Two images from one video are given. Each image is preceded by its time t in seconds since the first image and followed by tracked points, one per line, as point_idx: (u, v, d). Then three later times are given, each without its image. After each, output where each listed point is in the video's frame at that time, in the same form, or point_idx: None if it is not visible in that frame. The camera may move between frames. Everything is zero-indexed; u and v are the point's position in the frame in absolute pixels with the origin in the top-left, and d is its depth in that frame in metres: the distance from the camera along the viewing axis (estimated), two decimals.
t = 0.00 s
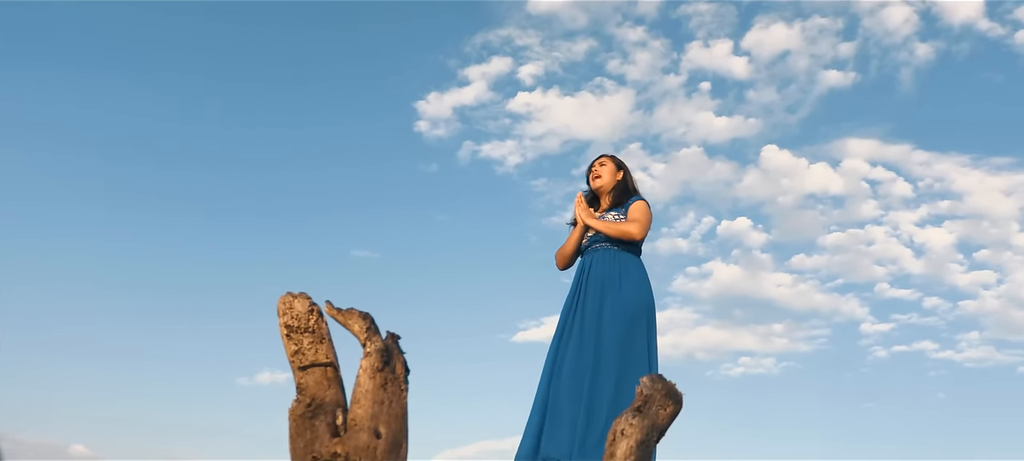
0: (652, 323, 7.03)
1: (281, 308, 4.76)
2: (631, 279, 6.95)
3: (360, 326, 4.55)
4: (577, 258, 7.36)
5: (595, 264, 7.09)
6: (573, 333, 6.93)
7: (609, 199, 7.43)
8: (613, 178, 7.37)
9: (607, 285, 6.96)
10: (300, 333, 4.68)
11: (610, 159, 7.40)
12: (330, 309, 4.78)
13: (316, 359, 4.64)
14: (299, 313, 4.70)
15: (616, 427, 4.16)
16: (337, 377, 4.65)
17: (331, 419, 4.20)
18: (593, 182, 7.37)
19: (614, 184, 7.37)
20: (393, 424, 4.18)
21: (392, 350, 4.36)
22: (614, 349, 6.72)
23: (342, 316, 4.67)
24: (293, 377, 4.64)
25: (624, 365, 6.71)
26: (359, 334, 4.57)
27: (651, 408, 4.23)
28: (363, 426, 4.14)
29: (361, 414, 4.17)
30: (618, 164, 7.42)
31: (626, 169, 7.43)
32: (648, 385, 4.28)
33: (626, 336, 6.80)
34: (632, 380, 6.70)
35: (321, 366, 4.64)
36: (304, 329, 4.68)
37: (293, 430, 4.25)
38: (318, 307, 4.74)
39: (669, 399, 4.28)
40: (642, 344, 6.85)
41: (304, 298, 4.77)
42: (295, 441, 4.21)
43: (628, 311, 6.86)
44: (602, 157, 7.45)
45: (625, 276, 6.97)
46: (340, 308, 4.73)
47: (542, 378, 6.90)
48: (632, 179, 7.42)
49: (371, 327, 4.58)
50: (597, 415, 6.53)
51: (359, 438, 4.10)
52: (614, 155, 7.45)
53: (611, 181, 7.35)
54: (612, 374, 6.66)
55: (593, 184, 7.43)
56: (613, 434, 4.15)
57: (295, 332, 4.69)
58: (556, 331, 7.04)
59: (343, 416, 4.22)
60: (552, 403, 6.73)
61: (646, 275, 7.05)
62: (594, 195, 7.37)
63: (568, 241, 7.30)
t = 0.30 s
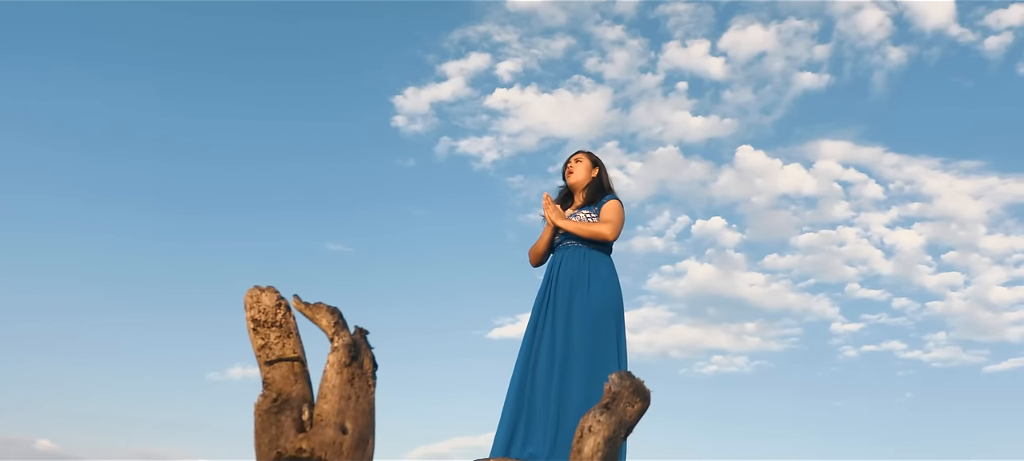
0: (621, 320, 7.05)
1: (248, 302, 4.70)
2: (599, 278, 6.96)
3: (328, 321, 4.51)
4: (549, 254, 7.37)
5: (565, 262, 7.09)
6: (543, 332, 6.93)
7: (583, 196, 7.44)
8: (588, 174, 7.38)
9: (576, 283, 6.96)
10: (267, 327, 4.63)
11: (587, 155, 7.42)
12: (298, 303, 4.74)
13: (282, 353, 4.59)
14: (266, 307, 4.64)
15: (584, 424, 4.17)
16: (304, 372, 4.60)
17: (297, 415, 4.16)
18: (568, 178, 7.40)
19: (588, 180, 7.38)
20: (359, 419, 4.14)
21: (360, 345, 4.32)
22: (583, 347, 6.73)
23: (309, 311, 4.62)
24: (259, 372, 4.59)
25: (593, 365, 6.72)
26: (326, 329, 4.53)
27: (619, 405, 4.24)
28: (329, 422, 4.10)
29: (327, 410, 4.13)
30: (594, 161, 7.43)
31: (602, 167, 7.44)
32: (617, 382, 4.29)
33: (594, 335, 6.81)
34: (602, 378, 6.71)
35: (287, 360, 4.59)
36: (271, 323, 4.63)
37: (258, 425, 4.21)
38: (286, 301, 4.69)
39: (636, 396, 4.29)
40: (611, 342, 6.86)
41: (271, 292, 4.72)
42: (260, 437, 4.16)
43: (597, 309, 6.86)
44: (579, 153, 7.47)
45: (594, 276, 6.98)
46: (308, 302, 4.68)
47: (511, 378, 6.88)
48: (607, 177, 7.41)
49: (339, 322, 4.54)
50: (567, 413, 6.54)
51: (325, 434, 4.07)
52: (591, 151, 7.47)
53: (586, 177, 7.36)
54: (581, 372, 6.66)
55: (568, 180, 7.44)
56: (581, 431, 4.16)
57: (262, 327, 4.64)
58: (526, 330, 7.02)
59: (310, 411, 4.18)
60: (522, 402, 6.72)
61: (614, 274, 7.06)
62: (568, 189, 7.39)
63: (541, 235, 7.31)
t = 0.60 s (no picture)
0: (597, 315, 7.07)
1: (228, 296, 4.67)
2: (574, 272, 6.97)
3: (308, 316, 4.49)
4: (526, 250, 7.39)
5: (540, 257, 7.10)
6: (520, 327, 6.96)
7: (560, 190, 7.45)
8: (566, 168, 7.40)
9: (552, 278, 6.98)
10: (247, 322, 4.61)
11: (566, 149, 7.45)
12: (279, 298, 4.71)
13: (263, 348, 4.56)
14: (247, 302, 4.62)
15: (564, 419, 4.18)
16: (285, 367, 4.58)
17: (277, 410, 4.14)
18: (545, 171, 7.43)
19: (566, 175, 7.40)
20: (340, 415, 4.13)
21: (341, 340, 4.31)
22: (560, 342, 6.75)
23: (290, 305, 4.60)
24: (238, 367, 4.57)
25: (571, 361, 6.74)
26: (307, 324, 4.51)
27: (600, 401, 4.26)
28: (308, 417, 4.09)
29: (307, 405, 4.12)
30: (573, 156, 7.45)
31: (581, 161, 7.47)
32: (597, 378, 4.31)
33: (570, 330, 6.83)
34: (579, 373, 6.73)
35: (267, 355, 4.56)
36: (251, 318, 4.60)
37: (237, 421, 4.18)
38: (266, 296, 4.67)
39: (617, 391, 4.31)
40: (587, 336, 6.88)
41: (251, 287, 4.69)
42: (239, 432, 4.14)
43: (572, 304, 6.88)
44: (559, 146, 7.50)
45: (569, 271, 6.99)
46: (288, 297, 4.66)
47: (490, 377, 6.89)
48: (585, 172, 7.43)
49: (320, 317, 4.52)
50: (545, 409, 6.56)
51: (305, 429, 4.05)
52: (571, 145, 7.50)
53: (564, 171, 7.39)
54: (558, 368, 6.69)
55: (546, 173, 7.47)
56: (561, 426, 4.17)
57: (242, 321, 4.61)
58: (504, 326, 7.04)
59: (289, 407, 4.17)
60: (501, 399, 6.75)
61: (590, 269, 7.07)
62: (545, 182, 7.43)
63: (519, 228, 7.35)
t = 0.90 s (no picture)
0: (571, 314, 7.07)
1: (204, 295, 4.61)
2: (548, 272, 6.97)
3: (285, 316, 4.44)
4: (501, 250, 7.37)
5: (514, 258, 7.10)
6: (495, 328, 6.95)
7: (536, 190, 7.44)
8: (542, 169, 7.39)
9: (525, 279, 6.97)
10: (222, 321, 4.55)
11: (542, 149, 7.45)
12: (255, 297, 4.66)
13: (238, 348, 4.51)
14: (223, 301, 4.56)
15: (542, 422, 4.16)
16: (261, 367, 4.54)
17: (251, 411, 4.10)
18: (522, 171, 7.43)
19: (542, 175, 7.40)
20: (315, 416, 4.09)
21: (318, 341, 4.26)
22: (534, 343, 6.75)
23: (267, 305, 4.55)
24: (213, 367, 4.51)
25: (545, 361, 6.73)
26: (284, 324, 4.46)
27: (577, 404, 4.24)
28: (283, 418, 4.05)
29: (282, 406, 4.07)
30: (550, 157, 7.45)
31: (557, 162, 7.46)
32: (576, 380, 4.29)
33: (545, 330, 6.83)
34: (554, 373, 6.73)
35: (243, 355, 4.51)
36: (227, 317, 4.55)
37: (211, 421, 4.13)
38: (243, 295, 4.61)
39: (595, 394, 4.30)
40: (562, 336, 6.88)
41: (228, 286, 4.63)
42: (212, 433, 4.09)
43: (546, 305, 6.88)
44: (535, 146, 7.50)
45: (542, 272, 6.99)
46: (265, 296, 4.61)
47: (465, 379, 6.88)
48: (561, 173, 7.43)
49: (297, 317, 4.47)
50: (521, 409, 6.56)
51: (279, 431, 4.01)
52: (548, 146, 7.50)
53: (540, 171, 7.38)
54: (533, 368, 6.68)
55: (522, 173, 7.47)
56: (538, 429, 4.15)
57: (218, 321, 4.56)
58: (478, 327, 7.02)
59: (264, 408, 4.12)
60: (477, 400, 6.74)
61: (563, 269, 7.07)
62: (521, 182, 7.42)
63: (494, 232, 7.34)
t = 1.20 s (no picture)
0: (544, 315, 7.09)
1: (179, 292, 4.58)
2: (520, 272, 7.00)
3: (261, 313, 4.42)
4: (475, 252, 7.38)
5: (487, 258, 7.11)
6: (468, 329, 6.96)
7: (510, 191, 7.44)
8: (518, 170, 7.40)
9: (498, 279, 6.99)
10: (198, 318, 4.52)
11: (519, 151, 7.46)
12: (232, 294, 4.63)
13: (213, 345, 4.48)
14: (198, 297, 4.53)
15: (518, 420, 4.17)
16: (236, 365, 4.51)
17: (225, 408, 4.07)
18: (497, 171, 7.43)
19: (517, 176, 7.40)
20: (290, 414, 4.07)
21: (294, 338, 4.24)
22: (507, 343, 6.76)
23: (243, 302, 4.52)
24: (188, 364, 4.48)
25: (518, 362, 6.73)
26: (260, 321, 4.44)
27: (554, 402, 4.25)
28: (258, 415, 4.02)
29: (257, 403, 4.05)
30: (525, 158, 7.46)
31: (533, 163, 7.48)
32: (553, 379, 4.30)
33: (518, 330, 6.83)
34: (527, 372, 6.73)
35: (218, 352, 4.48)
36: (202, 314, 4.52)
37: (185, 419, 4.10)
38: (219, 292, 4.58)
39: (571, 393, 4.30)
40: (535, 336, 6.89)
41: (204, 282, 4.60)
42: (186, 430, 4.06)
43: (519, 305, 6.90)
44: (512, 147, 7.51)
45: (514, 272, 7.01)
46: (241, 293, 4.58)
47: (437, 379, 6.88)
48: (537, 174, 7.44)
49: (273, 314, 4.45)
50: (495, 409, 6.56)
51: (253, 428, 3.98)
52: (524, 147, 7.51)
53: (515, 173, 7.39)
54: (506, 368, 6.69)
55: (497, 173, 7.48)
56: (514, 427, 4.16)
57: (193, 317, 4.52)
58: (452, 327, 7.03)
59: (238, 405, 4.09)
60: (450, 400, 6.73)
61: (535, 269, 7.09)
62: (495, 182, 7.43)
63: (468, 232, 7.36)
